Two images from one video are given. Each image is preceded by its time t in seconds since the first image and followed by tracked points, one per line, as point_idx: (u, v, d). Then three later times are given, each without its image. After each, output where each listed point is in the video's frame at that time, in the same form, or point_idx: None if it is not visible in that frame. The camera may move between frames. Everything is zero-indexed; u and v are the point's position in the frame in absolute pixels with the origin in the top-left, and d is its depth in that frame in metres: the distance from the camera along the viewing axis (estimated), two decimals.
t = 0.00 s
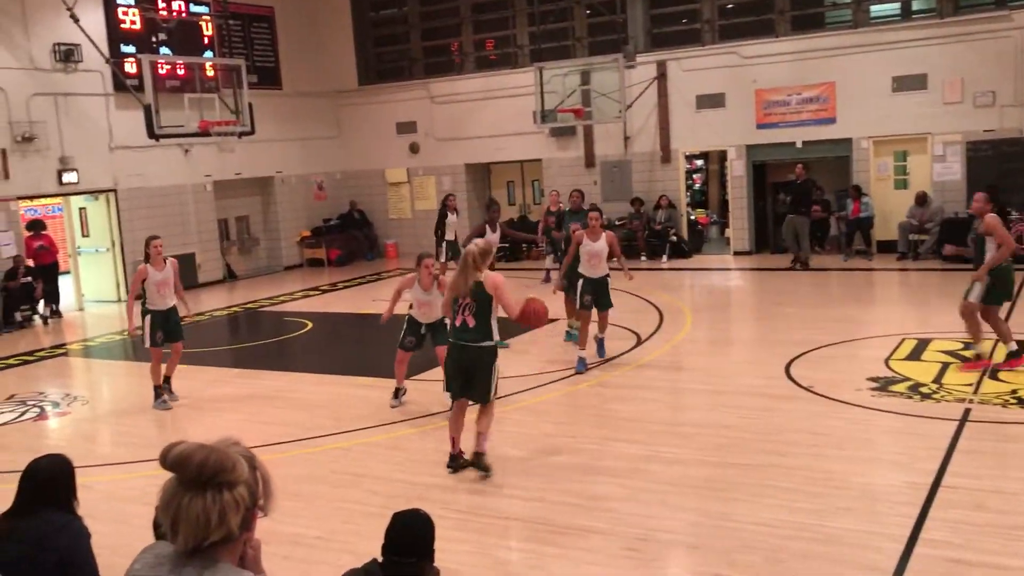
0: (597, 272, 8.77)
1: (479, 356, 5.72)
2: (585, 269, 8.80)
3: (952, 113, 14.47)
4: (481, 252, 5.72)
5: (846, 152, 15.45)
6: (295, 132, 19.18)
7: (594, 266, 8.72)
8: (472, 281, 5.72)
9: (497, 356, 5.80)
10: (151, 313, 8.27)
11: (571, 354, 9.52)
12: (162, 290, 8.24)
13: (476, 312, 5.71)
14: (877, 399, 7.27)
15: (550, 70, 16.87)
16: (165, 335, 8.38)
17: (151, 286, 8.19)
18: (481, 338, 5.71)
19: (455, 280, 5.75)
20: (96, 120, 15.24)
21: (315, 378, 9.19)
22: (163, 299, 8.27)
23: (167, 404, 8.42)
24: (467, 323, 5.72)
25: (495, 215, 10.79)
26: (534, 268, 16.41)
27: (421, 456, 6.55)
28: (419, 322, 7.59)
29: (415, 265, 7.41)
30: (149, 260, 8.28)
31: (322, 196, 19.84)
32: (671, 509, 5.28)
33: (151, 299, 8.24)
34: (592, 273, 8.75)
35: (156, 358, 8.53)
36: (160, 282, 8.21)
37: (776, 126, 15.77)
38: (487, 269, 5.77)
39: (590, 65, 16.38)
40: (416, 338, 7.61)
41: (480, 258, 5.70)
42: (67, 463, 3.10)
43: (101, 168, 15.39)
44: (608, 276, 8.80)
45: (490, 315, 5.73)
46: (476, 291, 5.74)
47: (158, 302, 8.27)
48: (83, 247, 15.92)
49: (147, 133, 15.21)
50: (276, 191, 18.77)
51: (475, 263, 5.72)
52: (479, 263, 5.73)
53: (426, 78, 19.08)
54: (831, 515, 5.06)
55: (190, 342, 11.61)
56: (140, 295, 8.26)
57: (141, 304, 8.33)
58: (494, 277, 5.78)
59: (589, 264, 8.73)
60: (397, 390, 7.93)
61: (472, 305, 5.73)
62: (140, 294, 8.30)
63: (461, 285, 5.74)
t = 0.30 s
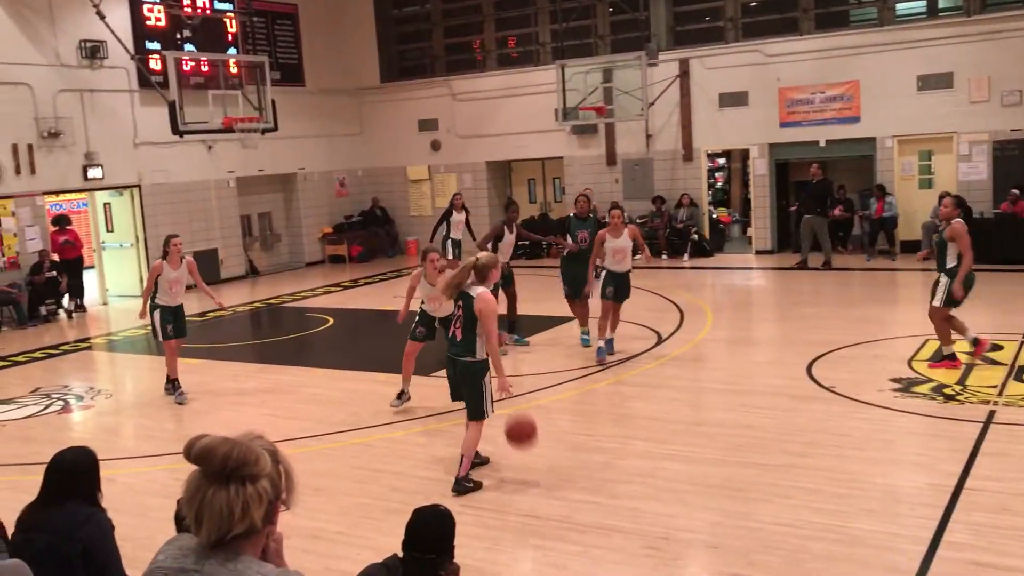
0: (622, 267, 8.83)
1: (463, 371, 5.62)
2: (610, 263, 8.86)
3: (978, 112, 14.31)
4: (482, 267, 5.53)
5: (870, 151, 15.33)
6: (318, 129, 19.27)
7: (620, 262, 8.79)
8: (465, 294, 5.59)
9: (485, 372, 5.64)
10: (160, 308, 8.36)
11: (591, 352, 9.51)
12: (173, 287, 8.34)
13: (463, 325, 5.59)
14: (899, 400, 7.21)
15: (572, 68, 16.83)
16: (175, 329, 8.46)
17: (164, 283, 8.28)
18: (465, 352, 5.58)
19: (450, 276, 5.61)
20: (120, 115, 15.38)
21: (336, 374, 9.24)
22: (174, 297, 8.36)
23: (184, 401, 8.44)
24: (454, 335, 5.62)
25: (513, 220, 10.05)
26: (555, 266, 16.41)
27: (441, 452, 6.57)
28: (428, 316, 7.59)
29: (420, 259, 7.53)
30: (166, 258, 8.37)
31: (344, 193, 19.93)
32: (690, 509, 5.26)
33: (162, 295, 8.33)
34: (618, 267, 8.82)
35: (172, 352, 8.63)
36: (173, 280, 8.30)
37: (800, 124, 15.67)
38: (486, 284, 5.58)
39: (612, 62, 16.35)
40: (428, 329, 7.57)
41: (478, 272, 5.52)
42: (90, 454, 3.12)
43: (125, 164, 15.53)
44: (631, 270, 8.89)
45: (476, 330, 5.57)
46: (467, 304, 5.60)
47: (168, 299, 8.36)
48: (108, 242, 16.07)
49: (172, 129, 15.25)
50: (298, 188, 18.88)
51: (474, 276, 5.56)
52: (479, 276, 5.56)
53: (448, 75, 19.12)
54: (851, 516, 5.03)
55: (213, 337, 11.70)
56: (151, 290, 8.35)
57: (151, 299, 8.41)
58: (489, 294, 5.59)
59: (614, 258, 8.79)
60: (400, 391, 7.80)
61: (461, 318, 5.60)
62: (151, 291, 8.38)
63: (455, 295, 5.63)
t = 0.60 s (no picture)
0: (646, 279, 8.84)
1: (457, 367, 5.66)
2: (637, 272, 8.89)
3: (995, 112, 14.20)
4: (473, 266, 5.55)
5: (885, 150, 15.24)
6: (331, 126, 19.32)
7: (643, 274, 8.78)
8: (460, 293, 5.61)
9: (481, 369, 5.63)
10: (164, 303, 8.40)
11: (603, 351, 9.51)
12: (178, 283, 8.41)
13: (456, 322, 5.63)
14: (913, 401, 7.17)
15: (586, 66, 16.78)
16: (176, 326, 8.50)
17: (168, 278, 8.34)
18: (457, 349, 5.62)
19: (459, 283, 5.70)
20: (135, 112, 15.45)
21: (348, 371, 9.26)
22: (178, 292, 8.42)
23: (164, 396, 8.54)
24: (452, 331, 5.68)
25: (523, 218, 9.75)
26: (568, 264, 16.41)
27: (453, 450, 6.57)
28: (415, 313, 7.55)
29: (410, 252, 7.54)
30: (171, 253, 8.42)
31: (357, 190, 19.98)
32: (702, 508, 5.25)
33: (166, 290, 8.38)
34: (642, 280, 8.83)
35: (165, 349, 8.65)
36: (178, 275, 8.37)
37: (814, 123, 15.60)
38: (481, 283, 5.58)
39: (626, 60, 16.31)
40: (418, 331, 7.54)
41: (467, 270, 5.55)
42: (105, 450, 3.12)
43: (140, 161, 15.61)
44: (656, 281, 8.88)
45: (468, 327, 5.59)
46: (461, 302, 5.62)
47: (173, 294, 8.41)
48: (122, 238, 16.14)
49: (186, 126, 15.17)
50: (312, 185, 18.93)
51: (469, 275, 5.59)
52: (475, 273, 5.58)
53: (462, 73, 19.13)
54: (865, 517, 5.00)
55: (226, 333, 11.75)
56: (155, 287, 8.37)
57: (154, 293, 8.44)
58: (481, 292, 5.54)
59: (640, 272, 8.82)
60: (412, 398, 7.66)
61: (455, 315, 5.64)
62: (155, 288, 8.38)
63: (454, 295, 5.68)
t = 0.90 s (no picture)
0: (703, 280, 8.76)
1: (461, 362, 5.58)
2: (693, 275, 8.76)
3: (1001, 111, 14.17)
4: (451, 255, 5.53)
5: (890, 149, 15.20)
6: (336, 123, 19.33)
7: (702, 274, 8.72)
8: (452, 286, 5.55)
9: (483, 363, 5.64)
10: (159, 302, 8.45)
11: (608, 349, 9.50)
12: (173, 279, 8.43)
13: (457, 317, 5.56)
14: (918, 400, 7.16)
15: (591, 64, 16.76)
16: (172, 324, 8.57)
17: (163, 277, 8.35)
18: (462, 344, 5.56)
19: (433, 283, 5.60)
20: (141, 109, 15.48)
21: (352, 368, 9.27)
22: (174, 290, 8.45)
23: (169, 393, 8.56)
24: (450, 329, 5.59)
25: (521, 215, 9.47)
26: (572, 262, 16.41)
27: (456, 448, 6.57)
28: (410, 313, 7.46)
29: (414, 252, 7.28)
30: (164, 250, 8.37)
31: (362, 187, 19.99)
32: (705, 507, 5.25)
33: (162, 289, 8.41)
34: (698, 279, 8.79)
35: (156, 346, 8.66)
36: (172, 273, 8.36)
37: (820, 122, 15.56)
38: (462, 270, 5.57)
39: (631, 58, 16.30)
40: (413, 335, 7.51)
41: (451, 261, 5.51)
42: (110, 446, 3.13)
43: (146, 158, 15.64)
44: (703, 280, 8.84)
45: (471, 321, 5.56)
46: (457, 295, 5.56)
47: (168, 292, 8.45)
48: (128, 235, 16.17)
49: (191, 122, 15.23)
50: (316, 182, 18.95)
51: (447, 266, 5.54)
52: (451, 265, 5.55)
53: (467, 70, 19.13)
54: (869, 516, 5.00)
55: (230, 330, 11.76)
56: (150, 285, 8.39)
57: (150, 292, 8.48)
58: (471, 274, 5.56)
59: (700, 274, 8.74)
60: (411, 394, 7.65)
61: (453, 311, 5.56)
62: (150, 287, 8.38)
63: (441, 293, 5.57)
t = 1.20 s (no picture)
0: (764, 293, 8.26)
1: (449, 366, 5.41)
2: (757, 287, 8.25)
3: (999, 109, 14.17)
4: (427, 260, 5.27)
5: (889, 147, 15.20)
6: (335, 120, 19.30)
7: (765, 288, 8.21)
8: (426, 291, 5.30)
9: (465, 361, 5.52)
10: (158, 299, 8.43)
11: (606, 347, 9.50)
12: (169, 275, 8.44)
13: (438, 323, 5.37)
14: (916, 398, 7.17)
15: (590, 61, 16.75)
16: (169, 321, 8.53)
17: (160, 273, 8.35)
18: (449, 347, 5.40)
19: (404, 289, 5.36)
20: (140, 105, 15.47)
21: (350, 365, 9.26)
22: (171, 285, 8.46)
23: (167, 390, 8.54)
24: (429, 334, 5.40)
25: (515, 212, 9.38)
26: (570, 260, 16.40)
27: (454, 446, 6.56)
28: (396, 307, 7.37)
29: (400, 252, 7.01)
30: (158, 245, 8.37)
31: (360, 184, 19.98)
32: (704, 505, 5.25)
33: (160, 284, 8.41)
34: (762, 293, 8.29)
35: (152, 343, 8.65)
36: (169, 268, 8.38)
37: (819, 120, 15.56)
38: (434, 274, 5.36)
39: (630, 56, 16.29)
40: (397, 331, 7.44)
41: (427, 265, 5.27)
42: (106, 443, 3.14)
43: (144, 154, 15.62)
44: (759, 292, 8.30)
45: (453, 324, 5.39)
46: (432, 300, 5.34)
47: (166, 288, 8.44)
48: (126, 232, 16.14)
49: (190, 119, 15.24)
50: (315, 179, 18.93)
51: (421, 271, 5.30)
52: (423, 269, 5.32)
53: (465, 68, 19.12)
54: (868, 514, 5.00)
55: (227, 327, 11.75)
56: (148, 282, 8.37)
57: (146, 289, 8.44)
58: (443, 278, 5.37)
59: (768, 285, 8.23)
60: (370, 400, 7.48)
61: (433, 317, 5.36)
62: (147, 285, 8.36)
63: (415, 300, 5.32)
